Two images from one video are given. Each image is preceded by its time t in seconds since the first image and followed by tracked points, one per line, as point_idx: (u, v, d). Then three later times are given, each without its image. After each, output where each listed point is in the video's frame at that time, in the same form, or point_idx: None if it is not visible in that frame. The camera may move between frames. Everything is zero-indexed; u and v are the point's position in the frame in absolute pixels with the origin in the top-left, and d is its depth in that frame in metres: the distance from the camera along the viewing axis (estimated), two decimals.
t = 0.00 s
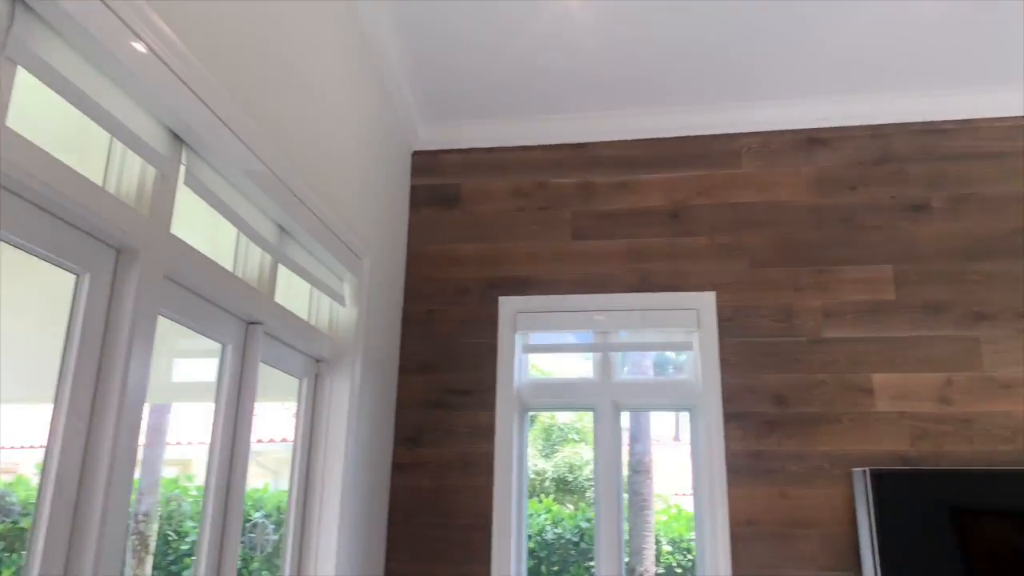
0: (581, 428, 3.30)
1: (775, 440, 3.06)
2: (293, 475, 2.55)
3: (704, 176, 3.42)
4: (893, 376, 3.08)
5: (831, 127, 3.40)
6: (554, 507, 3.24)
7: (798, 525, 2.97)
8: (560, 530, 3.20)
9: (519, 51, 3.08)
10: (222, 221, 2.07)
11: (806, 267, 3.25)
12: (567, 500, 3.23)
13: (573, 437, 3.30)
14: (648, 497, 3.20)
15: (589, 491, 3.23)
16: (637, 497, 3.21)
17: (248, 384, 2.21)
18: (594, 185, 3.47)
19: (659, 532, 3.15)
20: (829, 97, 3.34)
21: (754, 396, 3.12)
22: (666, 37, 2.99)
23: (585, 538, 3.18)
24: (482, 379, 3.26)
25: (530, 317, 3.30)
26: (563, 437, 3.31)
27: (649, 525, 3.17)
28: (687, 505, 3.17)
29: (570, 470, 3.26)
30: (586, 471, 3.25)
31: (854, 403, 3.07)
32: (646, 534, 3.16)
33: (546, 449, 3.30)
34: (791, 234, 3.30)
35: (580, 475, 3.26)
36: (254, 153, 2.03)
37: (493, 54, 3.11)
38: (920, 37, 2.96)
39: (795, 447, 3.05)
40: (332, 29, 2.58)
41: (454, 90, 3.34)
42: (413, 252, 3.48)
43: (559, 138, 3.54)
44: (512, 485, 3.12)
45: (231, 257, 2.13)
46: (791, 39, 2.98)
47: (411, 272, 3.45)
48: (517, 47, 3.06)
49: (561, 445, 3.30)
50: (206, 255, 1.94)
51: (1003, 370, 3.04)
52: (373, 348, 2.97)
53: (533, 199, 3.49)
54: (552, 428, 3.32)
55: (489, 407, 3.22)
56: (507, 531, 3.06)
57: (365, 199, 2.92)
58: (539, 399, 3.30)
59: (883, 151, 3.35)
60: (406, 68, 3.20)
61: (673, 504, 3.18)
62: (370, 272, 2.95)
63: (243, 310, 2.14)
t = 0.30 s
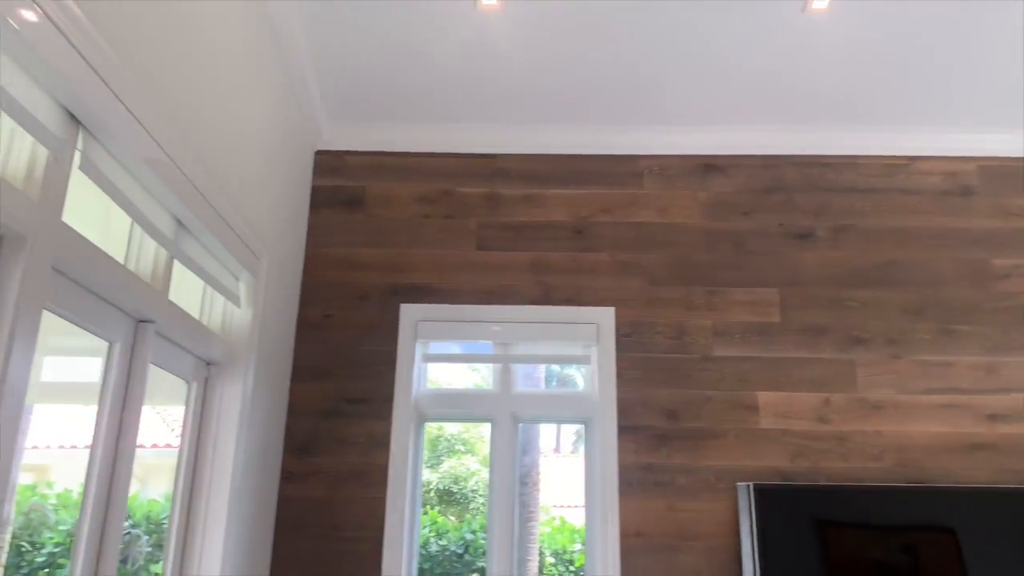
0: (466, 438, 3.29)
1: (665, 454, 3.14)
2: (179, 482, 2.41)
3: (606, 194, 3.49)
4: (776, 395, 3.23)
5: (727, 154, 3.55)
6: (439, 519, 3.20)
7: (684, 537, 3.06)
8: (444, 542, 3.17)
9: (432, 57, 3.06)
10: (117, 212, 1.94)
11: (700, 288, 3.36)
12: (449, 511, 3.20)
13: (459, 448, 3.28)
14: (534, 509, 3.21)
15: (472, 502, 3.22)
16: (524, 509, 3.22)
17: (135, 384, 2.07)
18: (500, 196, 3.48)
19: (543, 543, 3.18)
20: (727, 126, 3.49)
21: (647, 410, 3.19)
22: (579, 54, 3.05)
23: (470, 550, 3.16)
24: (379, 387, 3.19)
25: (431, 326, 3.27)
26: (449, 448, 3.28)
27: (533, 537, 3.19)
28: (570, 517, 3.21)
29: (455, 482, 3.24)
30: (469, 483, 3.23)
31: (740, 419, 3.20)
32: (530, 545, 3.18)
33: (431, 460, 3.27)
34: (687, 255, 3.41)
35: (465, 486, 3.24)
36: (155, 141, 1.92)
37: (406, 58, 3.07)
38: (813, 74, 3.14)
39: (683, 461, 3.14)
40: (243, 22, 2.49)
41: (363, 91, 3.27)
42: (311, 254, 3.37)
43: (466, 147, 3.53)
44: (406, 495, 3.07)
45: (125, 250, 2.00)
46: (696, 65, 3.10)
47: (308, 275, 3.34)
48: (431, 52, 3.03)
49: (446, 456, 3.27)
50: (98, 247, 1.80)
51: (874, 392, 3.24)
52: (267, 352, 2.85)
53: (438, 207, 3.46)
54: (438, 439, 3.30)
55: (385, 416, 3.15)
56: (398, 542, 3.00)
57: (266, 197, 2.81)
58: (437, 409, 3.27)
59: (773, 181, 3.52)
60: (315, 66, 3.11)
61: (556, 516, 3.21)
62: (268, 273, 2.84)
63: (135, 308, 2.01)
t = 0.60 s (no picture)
0: (358, 462, 3.21)
1: (564, 482, 3.17)
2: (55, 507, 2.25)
3: (516, 223, 3.52)
4: (673, 426, 3.32)
5: (634, 190, 3.66)
6: (327, 545, 3.11)
7: (581, 565, 3.09)
8: (332, 569, 3.08)
9: (349, 76, 3.03)
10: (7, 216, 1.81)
11: (604, 319, 3.43)
12: (337, 536, 3.12)
13: (349, 472, 3.20)
14: (427, 536, 3.17)
15: (361, 528, 3.14)
16: (416, 536, 3.16)
17: (17, 400, 1.92)
18: (411, 219, 3.46)
19: (434, 570, 3.13)
20: (635, 163, 3.60)
21: (549, 439, 3.22)
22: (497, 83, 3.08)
23: None
24: (277, 409, 3.09)
25: (335, 348, 3.19)
26: (339, 472, 3.20)
27: (424, 564, 3.13)
28: (463, 543, 3.17)
29: (344, 506, 3.15)
30: (359, 508, 3.16)
31: (638, 449, 3.26)
32: (420, 573, 3.12)
33: (320, 485, 3.17)
34: (593, 286, 3.48)
35: (354, 511, 3.16)
36: (55, 144, 1.81)
37: (322, 75, 3.02)
38: (718, 119, 3.30)
39: (582, 490, 3.18)
40: (156, 29, 2.41)
41: (276, 105, 3.20)
42: (212, 269, 3.25)
43: (379, 168, 3.50)
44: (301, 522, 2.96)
45: (13, 257, 1.86)
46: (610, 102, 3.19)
47: (208, 290, 3.21)
48: (348, 71, 3.00)
49: (336, 480, 3.19)
50: None
51: (763, 425, 3.38)
52: (160, 370, 2.72)
53: (347, 226, 3.41)
54: (328, 463, 3.21)
55: (282, 438, 3.05)
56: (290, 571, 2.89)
57: (167, 209, 2.69)
58: (337, 434, 3.18)
59: (676, 218, 3.65)
60: (227, 77, 3.02)
61: (449, 542, 3.17)
62: (166, 287, 2.71)
63: (20, 319, 1.87)
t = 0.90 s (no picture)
0: (232, 483, 3.11)
1: (449, 509, 3.17)
2: None
3: (413, 247, 3.52)
4: (560, 455, 3.38)
5: (531, 221, 3.74)
6: (194, 569, 2.97)
7: None
8: None
9: (251, 88, 2.96)
10: None
11: (496, 346, 3.47)
12: (204, 560, 2.99)
13: (222, 493, 3.09)
14: (302, 560, 3.09)
15: (231, 551, 3.02)
16: (291, 561, 3.08)
17: None
18: (306, 236, 3.40)
19: None
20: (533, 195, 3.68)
21: (436, 465, 3.21)
22: (403, 108, 3.09)
23: None
24: (153, 428, 2.95)
25: (219, 365, 3.07)
26: (210, 492, 3.08)
27: None
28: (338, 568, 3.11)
29: (214, 529, 3.03)
30: (230, 530, 3.04)
31: (524, 477, 3.30)
32: None
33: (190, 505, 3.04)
34: (488, 313, 3.51)
35: (224, 533, 3.03)
36: None
37: (222, 85, 2.94)
38: (615, 157, 3.42)
39: (467, 517, 3.18)
40: (48, 24, 2.29)
41: (170, 112, 3.09)
42: (89, 278, 3.09)
43: (276, 183, 3.43)
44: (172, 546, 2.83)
45: None
46: (513, 134, 3.26)
47: (84, 300, 3.05)
48: (250, 82, 2.93)
49: (207, 500, 3.07)
50: None
51: (644, 455, 3.49)
52: (26, 384, 2.54)
53: (239, 240, 3.32)
54: (199, 482, 3.09)
55: (157, 459, 2.91)
56: None
57: (45, 212, 2.54)
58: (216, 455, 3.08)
59: (570, 251, 3.75)
60: (119, 79, 2.89)
61: (324, 567, 3.10)
62: (38, 296, 2.55)
63: None
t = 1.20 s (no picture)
0: (90, 496, 2.96)
1: (323, 527, 3.12)
2: None
3: (300, 258, 3.46)
4: (439, 474, 3.38)
5: (424, 239, 3.74)
6: None
7: None
8: None
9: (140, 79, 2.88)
10: None
11: (380, 363, 3.45)
12: None
13: (78, 505, 2.94)
14: None
15: (83, 567, 2.88)
16: None
17: None
18: (187, 241, 3.29)
19: None
20: (427, 213, 3.69)
21: (311, 482, 3.16)
22: (298, 115, 3.06)
23: None
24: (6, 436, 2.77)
25: (83, 372, 2.93)
26: (64, 505, 2.92)
27: None
28: None
29: (66, 544, 2.88)
30: (84, 545, 2.89)
31: (401, 496, 3.29)
32: None
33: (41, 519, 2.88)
34: (373, 330, 3.49)
35: (77, 549, 2.89)
36: None
37: (109, 73, 2.85)
38: (507, 183, 3.49)
39: (340, 536, 3.13)
40: None
41: (48, 99, 2.95)
42: None
43: (159, 184, 3.30)
44: (18, 562, 2.66)
45: None
46: (408, 150, 3.28)
47: None
48: (139, 73, 2.85)
49: (61, 513, 2.91)
50: None
51: (522, 476, 3.54)
52: None
53: (115, 240, 3.17)
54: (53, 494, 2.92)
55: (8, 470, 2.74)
56: None
57: None
58: (75, 466, 2.92)
59: (459, 271, 3.77)
60: None
61: None
62: None
63: None
